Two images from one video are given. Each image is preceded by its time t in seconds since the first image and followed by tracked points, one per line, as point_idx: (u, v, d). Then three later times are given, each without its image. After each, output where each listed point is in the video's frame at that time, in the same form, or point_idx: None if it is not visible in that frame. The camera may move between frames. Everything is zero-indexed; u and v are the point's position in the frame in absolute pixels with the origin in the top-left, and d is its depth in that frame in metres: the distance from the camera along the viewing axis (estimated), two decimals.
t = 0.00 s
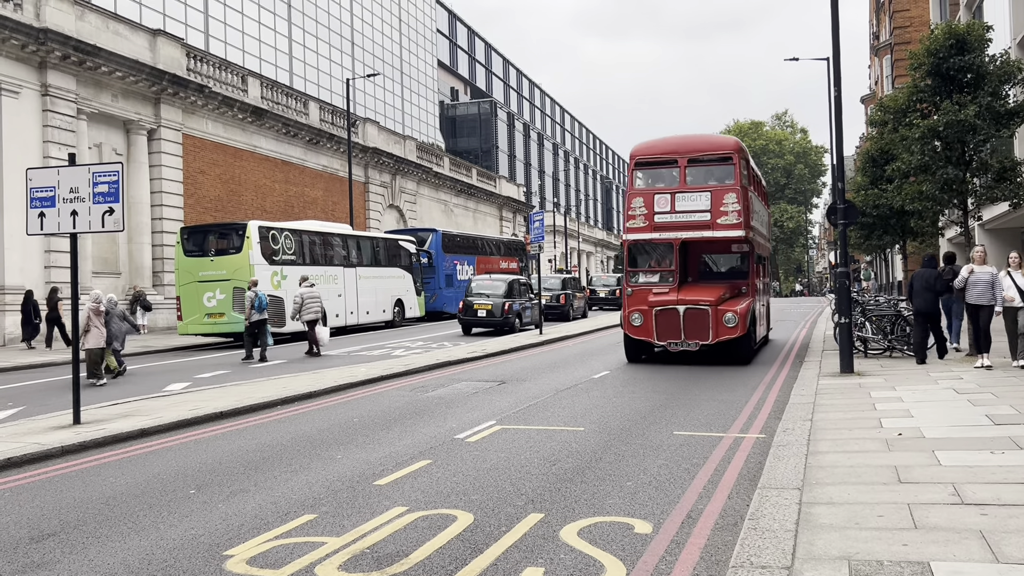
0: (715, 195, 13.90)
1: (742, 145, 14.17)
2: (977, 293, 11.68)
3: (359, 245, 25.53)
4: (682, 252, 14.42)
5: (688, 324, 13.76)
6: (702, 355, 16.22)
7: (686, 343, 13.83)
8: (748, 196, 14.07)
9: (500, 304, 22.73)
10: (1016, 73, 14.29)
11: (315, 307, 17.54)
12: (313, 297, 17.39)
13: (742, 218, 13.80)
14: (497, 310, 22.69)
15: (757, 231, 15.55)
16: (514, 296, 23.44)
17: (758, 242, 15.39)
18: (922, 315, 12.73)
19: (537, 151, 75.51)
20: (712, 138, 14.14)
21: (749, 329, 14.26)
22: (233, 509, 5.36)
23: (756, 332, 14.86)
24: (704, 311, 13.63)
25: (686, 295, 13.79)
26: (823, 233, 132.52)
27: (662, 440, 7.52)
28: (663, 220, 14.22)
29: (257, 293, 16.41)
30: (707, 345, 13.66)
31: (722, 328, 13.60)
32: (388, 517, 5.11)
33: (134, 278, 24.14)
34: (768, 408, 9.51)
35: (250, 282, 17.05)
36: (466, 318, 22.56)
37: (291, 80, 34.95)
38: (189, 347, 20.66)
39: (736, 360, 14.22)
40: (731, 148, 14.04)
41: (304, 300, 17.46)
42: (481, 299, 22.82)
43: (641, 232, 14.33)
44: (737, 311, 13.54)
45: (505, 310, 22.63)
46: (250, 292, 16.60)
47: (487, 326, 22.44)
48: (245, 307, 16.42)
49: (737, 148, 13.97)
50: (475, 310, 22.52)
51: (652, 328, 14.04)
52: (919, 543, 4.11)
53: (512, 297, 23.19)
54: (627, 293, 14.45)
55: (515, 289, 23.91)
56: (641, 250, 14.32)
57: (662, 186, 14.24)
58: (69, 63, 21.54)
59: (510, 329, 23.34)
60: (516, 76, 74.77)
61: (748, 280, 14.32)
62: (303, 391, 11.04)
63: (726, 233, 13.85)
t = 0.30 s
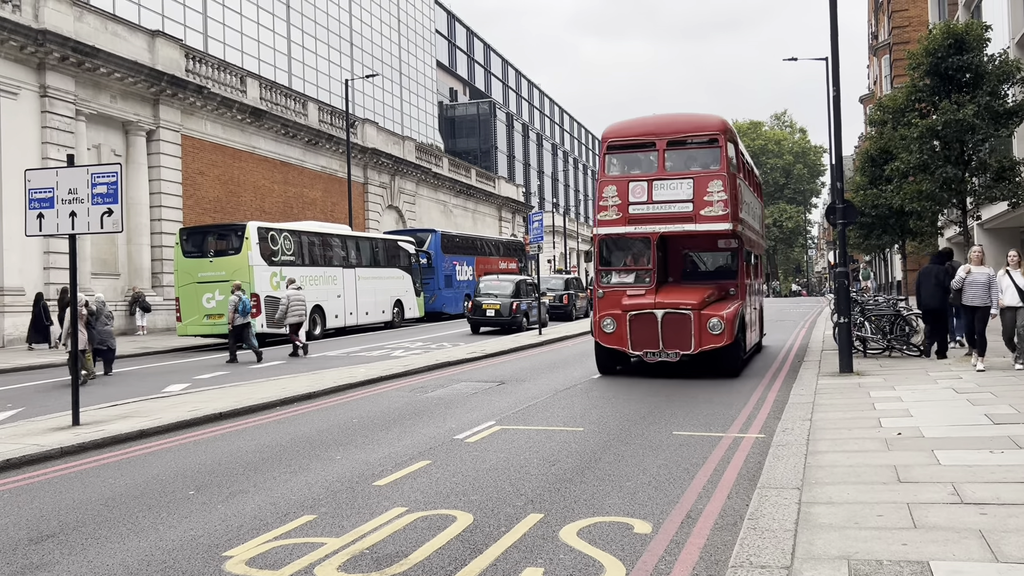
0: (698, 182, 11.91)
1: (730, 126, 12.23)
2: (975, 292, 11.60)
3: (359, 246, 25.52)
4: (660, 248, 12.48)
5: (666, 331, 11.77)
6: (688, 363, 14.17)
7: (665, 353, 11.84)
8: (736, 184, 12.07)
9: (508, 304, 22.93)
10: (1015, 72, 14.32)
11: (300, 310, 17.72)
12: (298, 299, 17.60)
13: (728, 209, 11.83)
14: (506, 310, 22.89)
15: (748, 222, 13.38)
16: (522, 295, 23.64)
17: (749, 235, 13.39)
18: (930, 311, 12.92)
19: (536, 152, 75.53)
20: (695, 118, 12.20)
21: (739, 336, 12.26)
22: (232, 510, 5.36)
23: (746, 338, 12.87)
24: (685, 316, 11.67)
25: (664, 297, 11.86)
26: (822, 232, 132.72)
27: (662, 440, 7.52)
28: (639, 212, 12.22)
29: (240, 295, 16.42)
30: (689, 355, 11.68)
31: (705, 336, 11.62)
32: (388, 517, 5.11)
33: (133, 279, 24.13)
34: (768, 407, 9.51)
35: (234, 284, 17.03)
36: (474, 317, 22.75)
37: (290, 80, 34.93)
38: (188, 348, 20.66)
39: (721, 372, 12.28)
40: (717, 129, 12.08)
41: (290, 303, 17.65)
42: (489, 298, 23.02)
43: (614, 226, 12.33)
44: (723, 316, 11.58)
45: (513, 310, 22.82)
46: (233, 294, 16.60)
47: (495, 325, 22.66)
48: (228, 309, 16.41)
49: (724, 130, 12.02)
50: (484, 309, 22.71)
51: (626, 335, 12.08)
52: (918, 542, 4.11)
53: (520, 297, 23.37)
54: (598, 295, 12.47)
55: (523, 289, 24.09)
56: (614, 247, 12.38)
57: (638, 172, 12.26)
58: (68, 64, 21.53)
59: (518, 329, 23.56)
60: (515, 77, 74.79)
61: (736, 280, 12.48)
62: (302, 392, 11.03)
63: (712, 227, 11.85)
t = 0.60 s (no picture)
0: (676, 164, 10.22)
1: (713, 100, 10.55)
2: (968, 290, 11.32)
3: (357, 245, 25.51)
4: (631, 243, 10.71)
5: (638, 340, 9.98)
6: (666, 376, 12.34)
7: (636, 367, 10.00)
8: (720, 167, 10.40)
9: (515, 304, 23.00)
10: (1012, 71, 14.35)
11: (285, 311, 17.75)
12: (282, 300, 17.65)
13: (710, 194, 10.12)
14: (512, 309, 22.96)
15: (735, 214, 11.66)
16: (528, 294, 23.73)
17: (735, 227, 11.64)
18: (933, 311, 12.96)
19: (535, 151, 75.57)
20: (674, 90, 10.55)
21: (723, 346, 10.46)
22: (230, 511, 5.35)
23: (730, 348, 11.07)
24: (660, 323, 9.90)
25: (636, 301, 10.09)
26: (820, 232, 132.98)
27: (660, 440, 7.52)
28: (607, 200, 10.49)
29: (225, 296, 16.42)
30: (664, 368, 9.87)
31: (684, 346, 9.84)
32: (386, 517, 5.11)
33: (132, 280, 24.13)
34: (767, 407, 9.50)
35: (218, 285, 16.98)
36: (481, 316, 22.80)
37: (288, 80, 34.91)
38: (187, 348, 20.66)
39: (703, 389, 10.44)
40: (698, 102, 10.38)
41: (274, 304, 17.70)
42: (495, 296, 23.09)
43: (578, 216, 10.60)
44: (704, 323, 9.82)
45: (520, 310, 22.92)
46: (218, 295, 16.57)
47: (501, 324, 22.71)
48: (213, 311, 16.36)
49: (706, 104, 10.36)
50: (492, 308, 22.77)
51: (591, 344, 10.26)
52: (917, 541, 4.11)
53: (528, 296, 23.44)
54: (559, 298, 10.70)
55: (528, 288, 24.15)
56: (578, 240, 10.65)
57: (606, 153, 10.54)
58: (66, 65, 21.52)
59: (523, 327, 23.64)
60: (514, 76, 74.84)
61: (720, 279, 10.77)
62: (300, 392, 11.02)
63: (691, 217, 10.16)
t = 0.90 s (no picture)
0: (643, 137, 8.27)
1: (690, 61, 8.68)
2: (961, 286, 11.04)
3: (356, 245, 25.49)
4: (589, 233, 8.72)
5: (596, 354, 8.02)
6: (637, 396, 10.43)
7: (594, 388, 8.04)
8: (698, 141, 8.45)
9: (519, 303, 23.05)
10: (1009, 70, 14.37)
11: (267, 310, 17.92)
12: (264, 299, 17.85)
13: (685, 173, 8.18)
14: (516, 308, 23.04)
15: (718, 200, 9.73)
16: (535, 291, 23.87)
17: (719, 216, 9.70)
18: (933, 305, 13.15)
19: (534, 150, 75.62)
20: (643, 49, 8.65)
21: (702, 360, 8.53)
22: (229, 510, 5.35)
23: (714, 364, 9.15)
24: (623, 332, 7.94)
25: (595, 305, 8.11)
26: (819, 231, 133.09)
27: (659, 439, 7.51)
28: (559, 181, 8.46)
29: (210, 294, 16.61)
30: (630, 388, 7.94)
31: (653, 361, 7.88)
32: (385, 516, 5.10)
33: (130, 280, 24.11)
34: (766, 405, 9.49)
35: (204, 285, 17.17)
36: (488, 313, 22.87)
37: (286, 79, 34.88)
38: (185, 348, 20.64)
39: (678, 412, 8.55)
40: (672, 61, 8.48)
41: (257, 302, 17.84)
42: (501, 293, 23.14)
43: (525, 202, 8.55)
44: (677, 333, 7.87)
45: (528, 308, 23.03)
46: (204, 294, 16.75)
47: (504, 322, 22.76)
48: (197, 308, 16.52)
49: (681, 65, 8.45)
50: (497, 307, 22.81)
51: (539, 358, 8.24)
52: (915, 540, 4.11)
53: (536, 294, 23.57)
54: (503, 302, 8.68)
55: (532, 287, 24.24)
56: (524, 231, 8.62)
57: (558, 125, 8.57)
58: (64, 65, 21.50)
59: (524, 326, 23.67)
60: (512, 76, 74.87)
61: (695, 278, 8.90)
62: (299, 392, 11.01)
63: (661, 202, 8.21)
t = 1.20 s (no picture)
0: (590, 93, 6.39)
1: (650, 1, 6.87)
2: (956, 290, 10.85)
3: (355, 243, 25.47)
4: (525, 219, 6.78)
5: (530, 376, 6.07)
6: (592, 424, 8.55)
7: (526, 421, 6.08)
8: (660, 101, 6.58)
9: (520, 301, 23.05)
10: (1008, 68, 14.35)
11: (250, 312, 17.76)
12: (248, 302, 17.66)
13: (641, 140, 6.27)
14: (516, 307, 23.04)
15: (691, 180, 7.87)
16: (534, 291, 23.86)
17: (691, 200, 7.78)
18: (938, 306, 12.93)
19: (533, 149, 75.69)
20: None
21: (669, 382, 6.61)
22: (227, 510, 5.34)
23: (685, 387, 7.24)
24: (564, 347, 6.00)
25: (529, 313, 6.16)
26: (818, 229, 133.30)
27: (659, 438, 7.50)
28: (483, 153, 6.57)
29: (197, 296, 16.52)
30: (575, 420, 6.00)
31: (601, 385, 5.97)
32: (383, 516, 5.09)
33: (129, 279, 24.09)
34: (766, 404, 9.49)
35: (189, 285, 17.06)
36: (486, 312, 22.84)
37: (286, 79, 34.87)
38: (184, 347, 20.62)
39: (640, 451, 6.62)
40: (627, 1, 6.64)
41: (240, 304, 17.67)
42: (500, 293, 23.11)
43: (442, 179, 6.67)
44: (635, 348, 5.94)
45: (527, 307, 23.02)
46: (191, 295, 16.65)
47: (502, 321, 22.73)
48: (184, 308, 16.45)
49: (638, 2, 6.62)
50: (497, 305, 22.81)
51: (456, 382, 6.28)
52: (914, 537, 4.11)
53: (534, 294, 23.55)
54: (414, 309, 6.71)
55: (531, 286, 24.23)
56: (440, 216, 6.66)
57: (484, 82, 6.69)
58: (62, 64, 21.48)
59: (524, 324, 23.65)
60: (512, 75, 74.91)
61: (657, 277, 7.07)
62: (298, 391, 10.99)
63: (611, 178, 6.32)
